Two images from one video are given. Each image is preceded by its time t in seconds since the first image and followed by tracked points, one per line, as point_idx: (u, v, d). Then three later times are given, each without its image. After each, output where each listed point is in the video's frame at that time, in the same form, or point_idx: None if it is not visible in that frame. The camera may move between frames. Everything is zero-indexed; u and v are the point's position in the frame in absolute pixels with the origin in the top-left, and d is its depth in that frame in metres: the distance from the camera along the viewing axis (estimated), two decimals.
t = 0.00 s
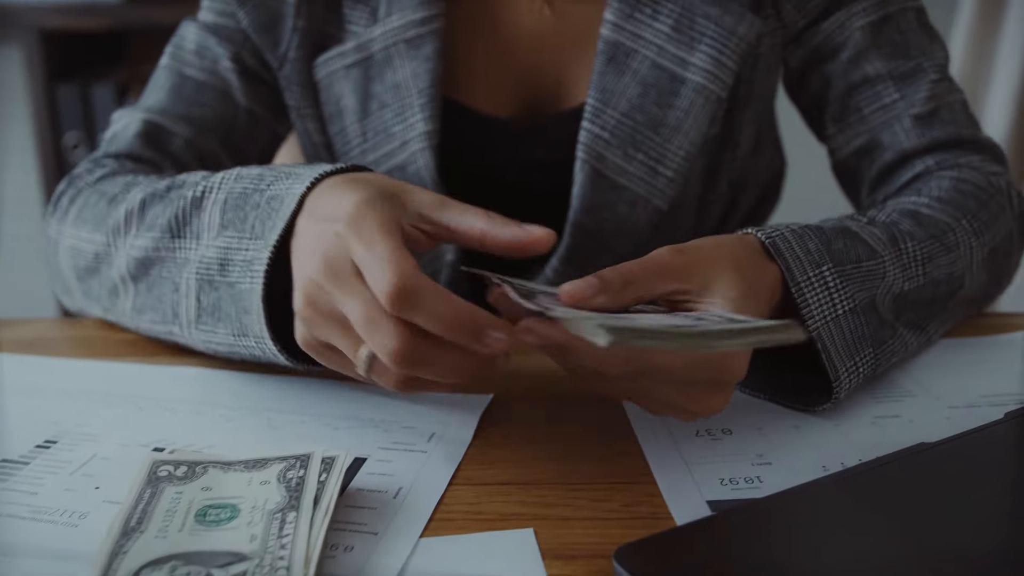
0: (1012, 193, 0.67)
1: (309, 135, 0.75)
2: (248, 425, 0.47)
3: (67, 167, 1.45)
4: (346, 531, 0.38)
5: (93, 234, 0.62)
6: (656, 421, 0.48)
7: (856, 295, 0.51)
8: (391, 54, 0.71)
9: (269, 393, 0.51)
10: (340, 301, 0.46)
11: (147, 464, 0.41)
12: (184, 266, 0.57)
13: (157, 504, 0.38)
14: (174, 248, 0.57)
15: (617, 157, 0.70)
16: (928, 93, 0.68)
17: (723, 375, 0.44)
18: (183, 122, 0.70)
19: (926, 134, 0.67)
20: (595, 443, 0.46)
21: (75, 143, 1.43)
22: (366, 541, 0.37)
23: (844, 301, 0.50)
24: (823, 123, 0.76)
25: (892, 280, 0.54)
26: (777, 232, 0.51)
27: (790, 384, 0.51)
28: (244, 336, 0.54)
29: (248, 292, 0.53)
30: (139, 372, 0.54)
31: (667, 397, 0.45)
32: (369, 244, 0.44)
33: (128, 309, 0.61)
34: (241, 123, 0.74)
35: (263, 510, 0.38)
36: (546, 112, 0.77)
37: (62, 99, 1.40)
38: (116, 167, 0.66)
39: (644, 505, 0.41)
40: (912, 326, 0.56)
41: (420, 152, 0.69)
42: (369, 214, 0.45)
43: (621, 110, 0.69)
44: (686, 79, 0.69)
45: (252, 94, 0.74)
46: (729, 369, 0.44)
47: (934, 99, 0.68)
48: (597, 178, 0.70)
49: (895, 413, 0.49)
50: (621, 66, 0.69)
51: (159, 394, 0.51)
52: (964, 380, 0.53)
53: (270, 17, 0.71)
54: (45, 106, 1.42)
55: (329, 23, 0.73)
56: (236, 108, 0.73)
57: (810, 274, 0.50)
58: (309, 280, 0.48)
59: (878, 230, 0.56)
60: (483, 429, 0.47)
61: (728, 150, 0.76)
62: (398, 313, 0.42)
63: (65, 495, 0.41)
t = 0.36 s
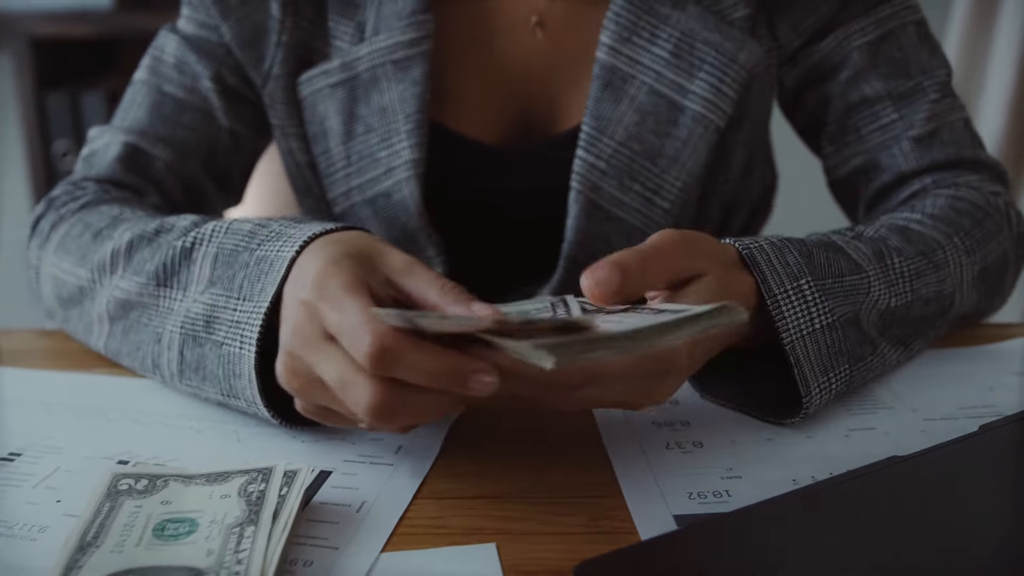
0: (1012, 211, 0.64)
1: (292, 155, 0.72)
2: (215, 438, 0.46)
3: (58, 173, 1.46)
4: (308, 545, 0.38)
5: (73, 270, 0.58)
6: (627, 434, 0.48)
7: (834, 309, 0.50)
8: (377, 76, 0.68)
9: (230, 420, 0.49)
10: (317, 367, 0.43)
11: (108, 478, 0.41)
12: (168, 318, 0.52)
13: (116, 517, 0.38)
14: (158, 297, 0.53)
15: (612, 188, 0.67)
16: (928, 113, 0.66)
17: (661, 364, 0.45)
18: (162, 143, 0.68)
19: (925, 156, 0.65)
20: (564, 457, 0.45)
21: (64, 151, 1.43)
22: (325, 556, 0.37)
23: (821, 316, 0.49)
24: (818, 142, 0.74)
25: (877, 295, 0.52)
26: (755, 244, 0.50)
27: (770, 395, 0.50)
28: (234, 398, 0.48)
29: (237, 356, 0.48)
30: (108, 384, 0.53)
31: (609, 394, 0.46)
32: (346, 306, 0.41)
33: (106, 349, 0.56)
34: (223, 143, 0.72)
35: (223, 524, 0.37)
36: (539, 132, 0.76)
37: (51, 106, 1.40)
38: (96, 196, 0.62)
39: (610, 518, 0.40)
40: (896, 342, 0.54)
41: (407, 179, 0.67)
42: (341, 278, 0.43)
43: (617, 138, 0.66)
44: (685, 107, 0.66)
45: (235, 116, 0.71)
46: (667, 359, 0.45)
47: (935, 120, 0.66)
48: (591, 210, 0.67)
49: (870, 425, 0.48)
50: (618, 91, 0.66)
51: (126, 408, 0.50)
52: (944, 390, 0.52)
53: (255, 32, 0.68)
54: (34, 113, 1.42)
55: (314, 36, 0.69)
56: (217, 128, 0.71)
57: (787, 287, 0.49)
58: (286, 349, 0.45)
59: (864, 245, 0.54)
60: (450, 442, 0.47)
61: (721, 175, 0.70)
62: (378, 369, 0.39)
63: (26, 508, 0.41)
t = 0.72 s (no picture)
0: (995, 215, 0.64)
1: (277, 166, 0.72)
2: (197, 439, 0.47)
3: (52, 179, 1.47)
4: (285, 543, 0.38)
5: (56, 275, 0.58)
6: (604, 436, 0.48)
7: (810, 315, 0.50)
8: (361, 88, 0.68)
9: (216, 416, 0.50)
10: (280, 355, 0.44)
11: (88, 477, 0.41)
12: (151, 319, 0.53)
13: (94, 516, 0.38)
14: (142, 299, 0.54)
15: (599, 205, 0.66)
16: (913, 121, 0.66)
17: (699, 383, 0.44)
18: (144, 154, 0.68)
19: (910, 163, 0.66)
20: (543, 458, 0.46)
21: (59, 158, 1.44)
22: (302, 555, 0.38)
23: (798, 322, 0.50)
24: (803, 147, 0.75)
25: (855, 301, 0.53)
26: (731, 251, 0.50)
27: (735, 398, 0.51)
28: (219, 393, 0.49)
29: (218, 351, 0.48)
30: (93, 385, 0.54)
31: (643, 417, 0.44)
32: (302, 292, 0.43)
33: (91, 352, 0.56)
34: (206, 156, 0.73)
35: (200, 522, 0.38)
36: (523, 151, 0.79)
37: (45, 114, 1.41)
38: (77, 202, 0.62)
39: (584, 517, 0.41)
40: (872, 346, 0.55)
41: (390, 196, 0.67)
42: (292, 267, 0.45)
43: (604, 154, 0.66)
44: (673, 122, 0.66)
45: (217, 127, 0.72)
46: (705, 375, 0.44)
47: (919, 126, 0.66)
48: (578, 224, 0.66)
49: (845, 426, 0.49)
50: (605, 105, 0.66)
51: (110, 409, 0.51)
52: (920, 392, 0.53)
53: (239, 41, 0.69)
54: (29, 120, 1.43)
55: (297, 46, 0.70)
56: (198, 138, 0.71)
57: (766, 294, 0.49)
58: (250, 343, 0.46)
59: (844, 251, 0.55)
60: (427, 444, 0.47)
61: (706, 186, 0.69)
62: (343, 346, 0.41)
63: (8, 507, 0.41)
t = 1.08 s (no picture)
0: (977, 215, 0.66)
1: (276, 169, 0.74)
2: (202, 425, 0.49)
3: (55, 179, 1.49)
4: (288, 521, 0.40)
5: (62, 270, 0.60)
6: (593, 422, 0.50)
7: (798, 303, 0.52)
8: (356, 96, 0.69)
9: (214, 399, 0.52)
10: (283, 348, 0.47)
11: (98, 459, 0.43)
12: (155, 308, 0.54)
13: (106, 494, 0.40)
14: (145, 290, 0.55)
15: (593, 211, 0.68)
16: (896, 125, 0.68)
17: (698, 359, 0.47)
18: (146, 157, 0.69)
19: (895, 165, 0.68)
20: (534, 442, 0.48)
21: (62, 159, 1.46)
22: (304, 533, 0.39)
23: (787, 310, 0.52)
24: (790, 149, 0.76)
25: (843, 290, 0.55)
26: (724, 239, 0.52)
27: (723, 385, 0.53)
28: (220, 375, 0.51)
29: (216, 335, 0.50)
30: (100, 375, 0.56)
31: (647, 392, 0.47)
32: (290, 289, 0.45)
33: (98, 344, 0.58)
34: (206, 158, 0.74)
35: (207, 500, 0.40)
36: (516, 158, 0.81)
37: (49, 115, 1.43)
38: (82, 201, 0.64)
39: (573, 497, 0.43)
40: (856, 335, 0.57)
41: (383, 202, 0.69)
42: (283, 262, 0.47)
43: (597, 161, 0.67)
44: (664, 129, 0.67)
45: (218, 130, 0.74)
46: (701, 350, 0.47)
47: (902, 130, 0.68)
48: (571, 231, 0.67)
49: (827, 414, 0.51)
50: (597, 113, 0.67)
51: (116, 398, 0.52)
52: (900, 382, 0.55)
53: (239, 47, 0.71)
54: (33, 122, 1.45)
55: (295, 53, 0.72)
56: (199, 142, 0.73)
57: (757, 279, 0.51)
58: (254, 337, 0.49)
59: (832, 242, 0.57)
60: (424, 430, 0.49)
61: (696, 189, 0.71)
62: (331, 343, 0.43)
63: (22, 489, 0.43)
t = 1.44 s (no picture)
0: (960, 208, 0.68)
1: (282, 167, 0.76)
2: (212, 409, 0.51)
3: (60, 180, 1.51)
4: (295, 497, 0.42)
5: (75, 263, 0.62)
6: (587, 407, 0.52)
7: (778, 294, 0.54)
8: (359, 95, 0.71)
9: (227, 387, 0.54)
10: (271, 333, 0.49)
11: (114, 439, 0.45)
12: (166, 300, 0.57)
13: (123, 471, 0.42)
14: (157, 284, 0.57)
15: (587, 206, 0.70)
16: (880, 122, 0.70)
17: (676, 349, 0.49)
18: (156, 154, 0.71)
19: (878, 162, 0.70)
20: (526, 426, 0.50)
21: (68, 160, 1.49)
22: (312, 507, 0.41)
23: (768, 301, 0.54)
24: (779, 146, 0.78)
25: (822, 283, 0.57)
26: (706, 236, 0.54)
27: (708, 373, 0.55)
28: (228, 364, 0.53)
29: (227, 326, 0.52)
30: (113, 364, 0.58)
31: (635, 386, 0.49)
32: (280, 279, 0.47)
33: (110, 334, 0.60)
34: (213, 156, 0.76)
35: (218, 476, 0.42)
36: (515, 156, 0.83)
37: (55, 118, 1.46)
38: (94, 196, 0.66)
39: (567, 476, 0.45)
40: (839, 326, 0.59)
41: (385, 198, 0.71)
42: (276, 254, 0.49)
43: (590, 157, 0.69)
44: (655, 127, 0.69)
45: (225, 128, 0.76)
46: (678, 340, 0.49)
47: (886, 127, 0.70)
48: (567, 226, 0.70)
49: (811, 399, 0.53)
50: (590, 112, 0.69)
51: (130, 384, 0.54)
52: (883, 369, 0.57)
53: (246, 48, 0.73)
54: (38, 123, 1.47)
55: (300, 54, 0.74)
56: (206, 140, 0.75)
57: (737, 273, 0.53)
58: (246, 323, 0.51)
59: (812, 238, 0.59)
60: (425, 414, 0.51)
61: (687, 185, 0.73)
62: (315, 331, 0.45)
63: (41, 468, 0.45)
